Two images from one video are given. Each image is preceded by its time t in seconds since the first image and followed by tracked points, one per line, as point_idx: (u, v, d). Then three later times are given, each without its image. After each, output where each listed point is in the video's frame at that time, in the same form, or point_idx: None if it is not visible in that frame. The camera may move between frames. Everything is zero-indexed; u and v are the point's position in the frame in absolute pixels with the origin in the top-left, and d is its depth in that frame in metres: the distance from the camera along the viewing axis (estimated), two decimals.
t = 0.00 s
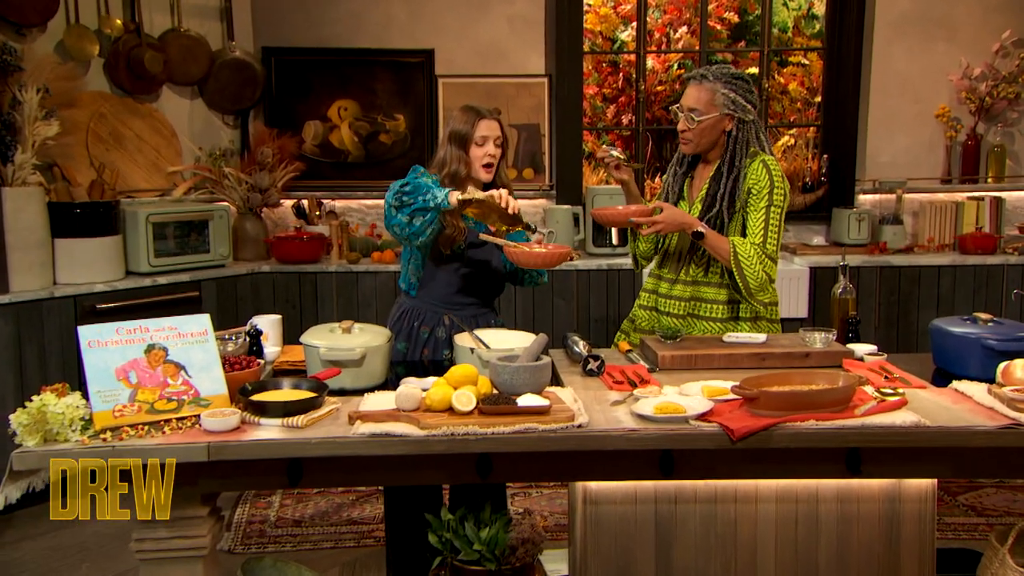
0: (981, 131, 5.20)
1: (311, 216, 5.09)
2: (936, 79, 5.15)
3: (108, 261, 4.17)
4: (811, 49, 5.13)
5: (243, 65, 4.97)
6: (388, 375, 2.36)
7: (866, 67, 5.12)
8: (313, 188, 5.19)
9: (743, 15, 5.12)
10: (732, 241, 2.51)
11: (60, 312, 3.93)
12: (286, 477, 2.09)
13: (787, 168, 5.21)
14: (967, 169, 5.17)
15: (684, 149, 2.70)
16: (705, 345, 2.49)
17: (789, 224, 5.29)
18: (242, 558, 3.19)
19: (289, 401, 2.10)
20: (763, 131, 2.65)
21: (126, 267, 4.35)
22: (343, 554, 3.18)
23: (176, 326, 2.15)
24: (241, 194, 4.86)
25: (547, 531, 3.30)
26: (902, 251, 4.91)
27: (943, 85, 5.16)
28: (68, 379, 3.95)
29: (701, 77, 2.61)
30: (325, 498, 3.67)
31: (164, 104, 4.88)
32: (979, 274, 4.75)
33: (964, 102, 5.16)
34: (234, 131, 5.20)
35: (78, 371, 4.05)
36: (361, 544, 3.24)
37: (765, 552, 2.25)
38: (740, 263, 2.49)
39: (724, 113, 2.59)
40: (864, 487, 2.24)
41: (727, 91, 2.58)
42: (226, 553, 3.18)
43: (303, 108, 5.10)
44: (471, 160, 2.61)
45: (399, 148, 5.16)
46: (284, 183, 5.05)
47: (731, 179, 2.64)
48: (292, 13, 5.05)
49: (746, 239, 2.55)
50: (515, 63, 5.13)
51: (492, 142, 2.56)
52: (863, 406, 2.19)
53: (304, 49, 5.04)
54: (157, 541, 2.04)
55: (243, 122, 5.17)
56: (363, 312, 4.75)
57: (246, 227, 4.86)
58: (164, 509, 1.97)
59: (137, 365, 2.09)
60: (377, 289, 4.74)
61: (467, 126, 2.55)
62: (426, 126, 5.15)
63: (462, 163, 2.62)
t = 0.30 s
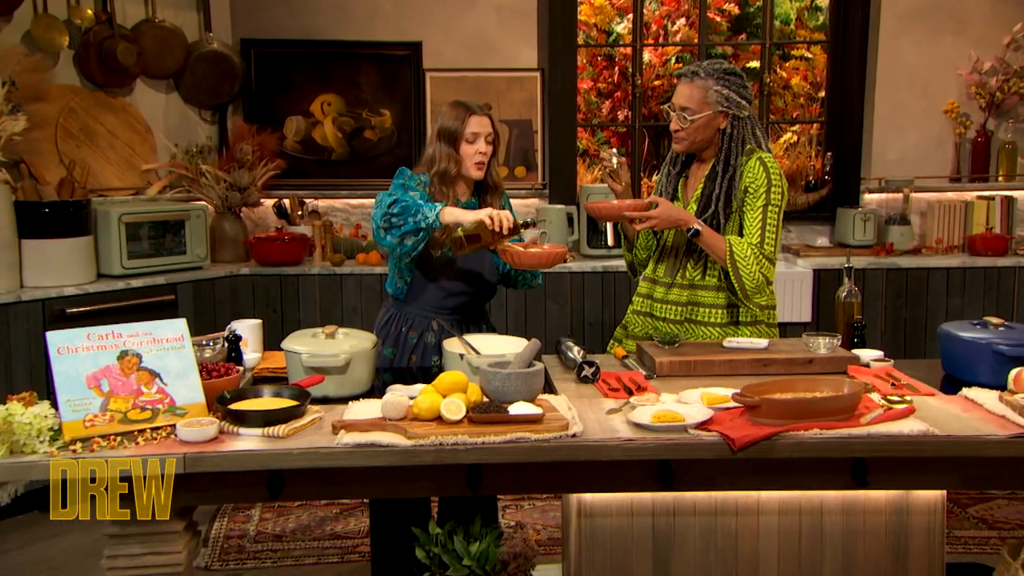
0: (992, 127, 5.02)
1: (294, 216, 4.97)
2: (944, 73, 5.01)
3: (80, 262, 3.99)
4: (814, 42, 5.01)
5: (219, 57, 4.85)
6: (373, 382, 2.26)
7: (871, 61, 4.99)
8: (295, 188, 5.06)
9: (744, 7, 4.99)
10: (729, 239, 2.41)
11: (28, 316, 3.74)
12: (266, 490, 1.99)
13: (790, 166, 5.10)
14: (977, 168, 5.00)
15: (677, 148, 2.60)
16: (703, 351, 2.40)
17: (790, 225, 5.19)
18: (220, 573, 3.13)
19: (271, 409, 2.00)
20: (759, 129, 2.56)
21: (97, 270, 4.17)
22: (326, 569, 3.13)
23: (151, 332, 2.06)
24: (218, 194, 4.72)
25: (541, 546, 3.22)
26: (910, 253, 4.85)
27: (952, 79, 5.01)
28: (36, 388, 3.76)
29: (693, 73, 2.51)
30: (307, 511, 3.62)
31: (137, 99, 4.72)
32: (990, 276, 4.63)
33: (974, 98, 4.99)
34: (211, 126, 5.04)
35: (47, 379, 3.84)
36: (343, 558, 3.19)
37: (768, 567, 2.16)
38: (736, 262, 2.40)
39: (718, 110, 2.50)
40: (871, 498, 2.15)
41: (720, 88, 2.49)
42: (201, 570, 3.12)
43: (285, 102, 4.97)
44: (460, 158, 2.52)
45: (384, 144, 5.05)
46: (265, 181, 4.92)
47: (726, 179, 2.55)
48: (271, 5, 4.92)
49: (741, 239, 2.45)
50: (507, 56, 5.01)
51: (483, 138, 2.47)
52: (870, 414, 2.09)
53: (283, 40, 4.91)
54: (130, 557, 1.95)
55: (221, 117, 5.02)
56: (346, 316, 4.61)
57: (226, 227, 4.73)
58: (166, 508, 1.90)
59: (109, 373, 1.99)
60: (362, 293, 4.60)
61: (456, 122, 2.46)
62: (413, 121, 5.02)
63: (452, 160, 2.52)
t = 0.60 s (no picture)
0: (1004, 124, 4.96)
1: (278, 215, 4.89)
2: (956, 68, 4.93)
3: (53, 265, 3.85)
4: (821, 35, 4.91)
5: (200, 47, 4.73)
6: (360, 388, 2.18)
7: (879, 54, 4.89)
8: (279, 184, 4.97)
9: None
10: (732, 237, 2.33)
11: None
12: (250, 501, 1.90)
13: (795, 164, 5.01)
14: (989, 166, 4.93)
15: (678, 148, 2.51)
16: (704, 356, 2.32)
17: (795, 225, 5.09)
18: None
19: (254, 416, 1.92)
20: (763, 126, 2.48)
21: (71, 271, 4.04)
22: None
23: (129, 335, 1.97)
24: (198, 189, 4.59)
25: (536, 559, 3.14)
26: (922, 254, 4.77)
27: (964, 74, 4.93)
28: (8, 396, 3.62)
29: (691, 69, 2.42)
30: (291, 524, 3.55)
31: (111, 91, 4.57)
32: (1003, 278, 4.54)
33: (986, 92, 4.92)
34: (192, 121, 4.94)
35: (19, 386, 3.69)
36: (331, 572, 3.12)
37: None
38: (740, 262, 2.32)
39: (719, 107, 2.42)
40: (880, 509, 2.07)
41: (720, 83, 2.40)
42: None
43: (267, 97, 4.89)
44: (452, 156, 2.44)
45: (373, 141, 4.95)
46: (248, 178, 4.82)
47: (730, 178, 2.47)
48: None
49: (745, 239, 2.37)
50: (501, 49, 4.93)
51: (476, 136, 2.39)
52: (878, 422, 2.01)
53: (261, 31, 4.82)
54: (105, 573, 1.86)
55: (201, 112, 4.93)
56: (334, 320, 4.52)
57: (207, 227, 4.61)
58: (166, 509, 1.81)
59: (84, 378, 1.91)
60: (350, 296, 4.51)
61: (447, 117, 2.37)
62: (402, 117, 4.93)
63: (443, 158, 2.44)
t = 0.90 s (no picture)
0: (1018, 120, 4.86)
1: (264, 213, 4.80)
2: (969, 62, 4.82)
3: (30, 267, 3.78)
4: (828, 28, 4.84)
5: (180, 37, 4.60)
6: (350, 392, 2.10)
7: (888, 48, 4.81)
8: (264, 182, 4.87)
9: None
10: (738, 236, 2.25)
11: None
12: (235, 512, 1.82)
13: (801, 161, 4.91)
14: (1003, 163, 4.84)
15: (684, 146, 2.43)
16: (708, 360, 2.24)
17: (801, 225, 5.02)
18: None
19: (240, 423, 1.84)
20: (772, 123, 2.40)
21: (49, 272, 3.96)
22: None
23: (108, 337, 1.90)
24: (181, 187, 4.55)
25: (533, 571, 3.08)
26: (932, 255, 4.69)
27: (977, 68, 4.83)
28: None
29: (696, 63, 2.35)
30: (277, 535, 3.48)
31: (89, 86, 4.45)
32: (1016, 279, 4.46)
33: (999, 87, 4.82)
34: (173, 116, 4.84)
35: None
36: None
37: None
38: (746, 262, 2.24)
39: (725, 102, 2.34)
40: (890, 520, 1.99)
41: (725, 78, 2.33)
42: None
43: (252, 88, 4.79)
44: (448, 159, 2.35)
45: (363, 137, 4.87)
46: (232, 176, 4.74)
47: (736, 176, 2.39)
48: None
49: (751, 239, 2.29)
50: (497, 43, 4.85)
51: (473, 139, 2.29)
52: (888, 429, 1.93)
53: (248, 23, 4.73)
54: None
55: (183, 107, 4.82)
56: (321, 322, 4.44)
57: (189, 226, 4.54)
58: (166, 509, 1.74)
59: (62, 383, 1.83)
60: (338, 298, 4.43)
61: (445, 119, 2.27)
62: (394, 111, 4.85)
63: (439, 162, 2.37)
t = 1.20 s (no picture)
0: None
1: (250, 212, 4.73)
2: (980, 56, 4.74)
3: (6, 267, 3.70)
4: (835, 21, 4.77)
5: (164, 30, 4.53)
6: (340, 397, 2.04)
7: (896, 42, 4.73)
8: (252, 179, 4.80)
9: None
10: (743, 237, 2.19)
11: None
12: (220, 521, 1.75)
13: (807, 159, 4.87)
14: (1014, 161, 4.76)
15: (687, 144, 2.36)
16: (710, 365, 2.17)
17: (807, 225, 4.95)
18: None
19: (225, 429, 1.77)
20: (777, 119, 2.33)
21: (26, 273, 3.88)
22: None
23: (87, 340, 1.83)
24: (161, 185, 4.46)
25: None
26: (941, 255, 4.61)
27: (988, 63, 4.75)
28: None
29: (698, 56, 2.29)
30: (263, 546, 3.41)
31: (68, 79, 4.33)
32: None
33: (1012, 83, 4.73)
34: (156, 111, 4.75)
35: None
36: None
37: None
38: (752, 264, 2.17)
39: (728, 97, 2.28)
40: (898, 530, 1.93)
41: (727, 71, 2.26)
42: None
43: (238, 81, 4.73)
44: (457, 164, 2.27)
45: (353, 133, 4.81)
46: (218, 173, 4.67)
47: (741, 174, 2.31)
48: None
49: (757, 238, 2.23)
50: (493, 37, 4.78)
51: (480, 144, 2.23)
52: (896, 436, 1.86)
53: (234, 15, 4.67)
54: None
55: (167, 102, 4.74)
56: (310, 324, 4.37)
57: (172, 225, 4.46)
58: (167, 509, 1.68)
59: (40, 388, 1.77)
60: (333, 299, 4.36)
61: (452, 121, 2.21)
62: (385, 107, 4.80)
63: (449, 167, 2.27)
